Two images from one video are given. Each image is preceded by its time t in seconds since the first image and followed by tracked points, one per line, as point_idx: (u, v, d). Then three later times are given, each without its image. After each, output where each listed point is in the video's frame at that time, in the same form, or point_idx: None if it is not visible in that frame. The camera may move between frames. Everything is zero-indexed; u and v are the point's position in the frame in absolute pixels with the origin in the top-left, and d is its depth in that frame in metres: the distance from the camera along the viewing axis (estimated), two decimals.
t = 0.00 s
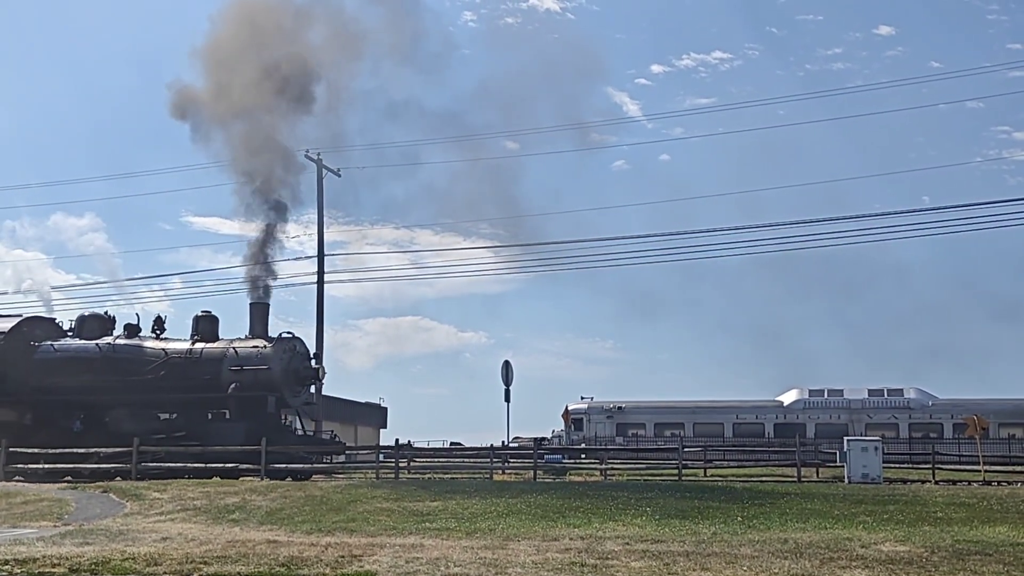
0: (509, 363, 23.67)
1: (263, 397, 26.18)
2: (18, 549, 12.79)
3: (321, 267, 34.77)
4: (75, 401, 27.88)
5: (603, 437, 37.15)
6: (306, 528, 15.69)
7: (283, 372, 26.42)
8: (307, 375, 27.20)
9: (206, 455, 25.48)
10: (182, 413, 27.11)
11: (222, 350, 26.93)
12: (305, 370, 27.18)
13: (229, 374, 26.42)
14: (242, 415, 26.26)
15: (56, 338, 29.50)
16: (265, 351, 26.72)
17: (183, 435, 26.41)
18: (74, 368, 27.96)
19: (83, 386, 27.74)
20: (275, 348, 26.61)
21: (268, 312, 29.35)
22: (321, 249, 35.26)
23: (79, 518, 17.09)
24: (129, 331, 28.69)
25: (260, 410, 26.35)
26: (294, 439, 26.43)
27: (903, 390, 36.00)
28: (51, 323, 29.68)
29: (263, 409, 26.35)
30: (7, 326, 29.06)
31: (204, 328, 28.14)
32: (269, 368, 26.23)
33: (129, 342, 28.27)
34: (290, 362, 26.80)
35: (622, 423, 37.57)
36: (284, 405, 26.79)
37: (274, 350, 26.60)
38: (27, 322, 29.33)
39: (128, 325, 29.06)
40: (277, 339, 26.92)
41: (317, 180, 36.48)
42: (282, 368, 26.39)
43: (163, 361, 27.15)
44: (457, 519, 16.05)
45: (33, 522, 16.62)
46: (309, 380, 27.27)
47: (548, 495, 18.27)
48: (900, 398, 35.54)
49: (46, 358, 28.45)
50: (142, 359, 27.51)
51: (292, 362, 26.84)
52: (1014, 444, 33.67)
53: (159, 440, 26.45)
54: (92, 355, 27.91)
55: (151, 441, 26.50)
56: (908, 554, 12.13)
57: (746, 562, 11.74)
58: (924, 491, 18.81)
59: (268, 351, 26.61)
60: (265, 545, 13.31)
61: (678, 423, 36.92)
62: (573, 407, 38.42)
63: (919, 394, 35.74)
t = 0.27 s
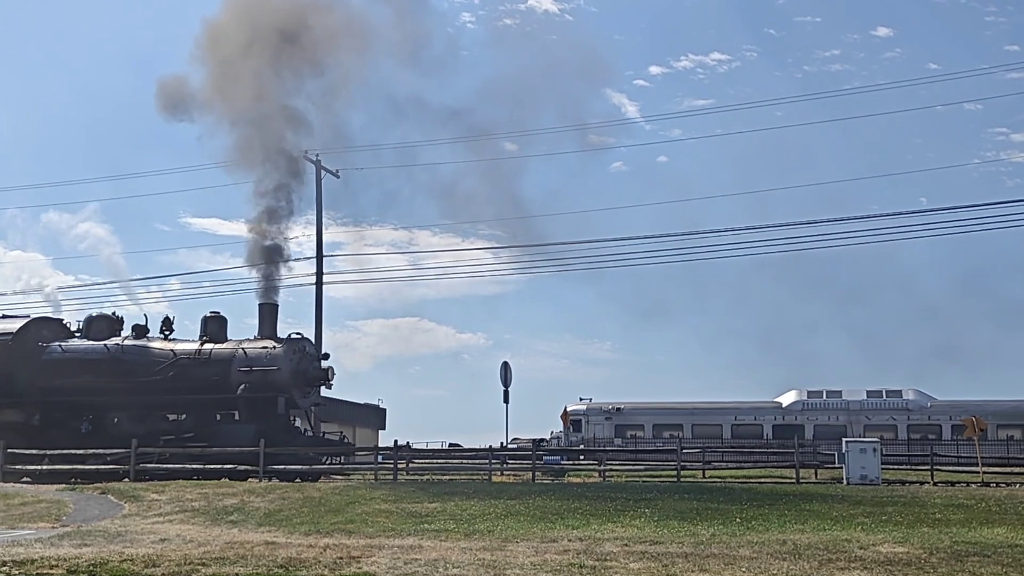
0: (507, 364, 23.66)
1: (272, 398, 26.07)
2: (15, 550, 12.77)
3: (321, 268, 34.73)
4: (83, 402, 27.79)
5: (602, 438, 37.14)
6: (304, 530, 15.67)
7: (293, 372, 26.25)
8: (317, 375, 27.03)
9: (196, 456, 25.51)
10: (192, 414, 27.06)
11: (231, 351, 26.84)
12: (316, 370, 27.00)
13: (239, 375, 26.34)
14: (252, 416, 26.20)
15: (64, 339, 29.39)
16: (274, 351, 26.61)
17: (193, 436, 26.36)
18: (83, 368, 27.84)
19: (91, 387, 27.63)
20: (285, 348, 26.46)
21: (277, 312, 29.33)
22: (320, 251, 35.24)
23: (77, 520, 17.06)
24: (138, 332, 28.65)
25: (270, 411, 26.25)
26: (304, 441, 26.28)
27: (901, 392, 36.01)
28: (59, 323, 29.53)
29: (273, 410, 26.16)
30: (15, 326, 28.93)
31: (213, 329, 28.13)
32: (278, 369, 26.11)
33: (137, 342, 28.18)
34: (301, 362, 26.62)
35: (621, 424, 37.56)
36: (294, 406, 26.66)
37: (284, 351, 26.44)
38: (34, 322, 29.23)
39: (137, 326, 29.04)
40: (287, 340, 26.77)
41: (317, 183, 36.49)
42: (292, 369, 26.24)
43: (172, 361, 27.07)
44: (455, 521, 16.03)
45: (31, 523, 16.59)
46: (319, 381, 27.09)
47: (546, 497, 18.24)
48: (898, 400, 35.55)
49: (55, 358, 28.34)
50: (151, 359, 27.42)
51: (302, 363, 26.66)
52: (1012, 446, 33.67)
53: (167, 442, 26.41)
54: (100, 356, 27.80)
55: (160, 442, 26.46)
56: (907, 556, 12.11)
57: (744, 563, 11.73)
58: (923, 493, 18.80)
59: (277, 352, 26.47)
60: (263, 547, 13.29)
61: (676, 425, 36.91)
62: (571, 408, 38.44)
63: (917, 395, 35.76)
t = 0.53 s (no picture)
0: (506, 365, 23.67)
1: (282, 398, 26.01)
2: (13, 551, 12.75)
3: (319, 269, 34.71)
4: (92, 403, 27.77)
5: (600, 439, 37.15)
6: (302, 531, 15.64)
7: (303, 373, 26.23)
8: (326, 376, 27.04)
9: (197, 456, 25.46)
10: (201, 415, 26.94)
11: (240, 351, 26.77)
12: (325, 371, 27.02)
13: (248, 376, 26.26)
14: (262, 417, 26.13)
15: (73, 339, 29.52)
16: (283, 352, 26.55)
17: (202, 437, 26.22)
18: (93, 369, 27.94)
19: (99, 387, 27.66)
20: (295, 349, 26.44)
21: (286, 313, 29.32)
22: (319, 251, 35.24)
23: (74, 521, 17.02)
24: (146, 333, 28.70)
25: (280, 412, 26.17)
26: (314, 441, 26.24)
27: (899, 393, 36.04)
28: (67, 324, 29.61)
29: (283, 411, 26.17)
30: (23, 326, 29.03)
31: (221, 329, 28.16)
32: (289, 369, 26.07)
33: (146, 343, 28.18)
34: (310, 363, 26.60)
35: (619, 425, 37.57)
36: (304, 406, 26.63)
37: (294, 351, 26.42)
38: (42, 323, 29.33)
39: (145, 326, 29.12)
40: (297, 340, 26.74)
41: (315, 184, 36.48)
42: (302, 369, 26.23)
43: (182, 362, 27.03)
44: (454, 522, 16.01)
45: (28, 525, 16.55)
46: (328, 381, 27.10)
47: (544, 498, 18.23)
48: (897, 400, 35.58)
49: (64, 359, 28.48)
50: (160, 360, 27.40)
51: (312, 363, 26.65)
52: (1010, 446, 33.70)
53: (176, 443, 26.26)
54: (109, 356, 27.87)
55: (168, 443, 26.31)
56: (906, 557, 12.11)
57: (743, 564, 11.72)
58: (920, 493, 18.84)
59: (287, 352, 26.45)
60: (261, 548, 13.27)
61: (675, 425, 36.91)
62: (569, 409, 38.46)
63: (915, 396, 35.79)
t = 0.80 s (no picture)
0: (504, 365, 23.67)
1: (294, 399, 25.86)
2: (10, 552, 12.72)
3: (317, 273, 34.65)
4: (102, 403, 27.75)
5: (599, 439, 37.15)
6: (300, 532, 15.60)
7: (314, 373, 26.05)
8: (338, 377, 26.86)
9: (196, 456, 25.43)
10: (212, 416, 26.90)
11: (252, 351, 26.70)
12: (337, 372, 26.83)
13: (259, 376, 26.19)
14: (273, 417, 26.01)
15: (82, 339, 29.58)
16: (295, 353, 26.41)
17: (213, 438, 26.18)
18: (103, 369, 27.94)
19: (109, 387, 27.67)
20: (306, 349, 26.26)
21: (297, 313, 29.28)
22: (317, 253, 35.20)
23: (72, 521, 16.97)
24: (155, 333, 28.69)
25: (291, 412, 26.03)
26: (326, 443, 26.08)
27: (897, 393, 36.08)
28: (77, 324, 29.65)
29: (294, 411, 26.04)
30: (32, 326, 29.06)
31: (232, 330, 28.14)
32: (300, 369, 25.91)
33: (156, 343, 28.18)
34: (322, 363, 26.42)
35: (617, 426, 37.59)
36: (315, 407, 26.47)
37: (306, 351, 26.25)
38: (51, 323, 29.36)
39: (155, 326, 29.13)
40: (309, 340, 26.58)
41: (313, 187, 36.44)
42: (314, 370, 26.02)
43: (192, 362, 27.05)
44: (452, 522, 15.99)
45: (25, 525, 16.52)
46: (340, 382, 26.91)
47: (543, 498, 18.22)
48: (895, 401, 35.60)
49: (73, 359, 28.46)
50: (170, 360, 27.45)
51: (323, 363, 26.46)
52: (1008, 447, 33.73)
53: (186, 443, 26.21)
54: (119, 356, 27.84)
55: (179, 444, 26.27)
56: (904, 557, 12.11)
57: (741, 565, 11.72)
58: (918, 493, 18.87)
59: (299, 353, 26.30)
60: (259, 548, 13.25)
61: (673, 426, 36.91)
62: (568, 410, 38.50)
63: (913, 397, 35.82)
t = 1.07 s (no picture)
0: (502, 366, 23.69)
1: (306, 399, 25.85)
2: (8, 553, 12.74)
3: (315, 272, 34.68)
4: (114, 403, 27.66)
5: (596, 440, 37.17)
6: (299, 532, 15.62)
7: (326, 373, 26.05)
8: (349, 377, 26.88)
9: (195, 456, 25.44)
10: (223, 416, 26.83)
11: (263, 351, 26.68)
12: (347, 372, 26.86)
13: (271, 376, 26.16)
14: (284, 418, 25.99)
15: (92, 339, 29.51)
16: (306, 353, 26.40)
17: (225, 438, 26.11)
18: (114, 369, 27.84)
19: (120, 388, 27.62)
20: (318, 349, 26.26)
21: (308, 313, 29.30)
22: (316, 254, 35.21)
23: (70, 522, 16.97)
24: (166, 333, 28.60)
25: (302, 412, 26.02)
26: (337, 443, 26.09)
27: (895, 393, 36.13)
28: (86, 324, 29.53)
29: (306, 412, 26.04)
30: (42, 326, 28.97)
31: (243, 330, 28.08)
32: (312, 369, 25.91)
33: (167, 342, 28.07)
34: (333, 363, 26.43)
35: (615, 426, 37.62)
36: (326, 407, 26.48)
37: (317, 351, 26.26)
38: (60, 323, 29.27)
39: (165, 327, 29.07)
40: (320, 340, 26.58)
41: (313, 187, 36.53)
42: (325, 370, 26.03)
43: (203, 362, 26.91)
44: (450, 523, 16.01)
45: (23, 526, 16.52)
46: (350, 382, 26.95)
47: (541, 499, 18.24)
48: (893, 402, 35.63)
49: (84, 360, 28.36)
50: (181, 360, 27.32)
51: (335, 364, 26.47)
52: (1005, 447, 33.77)
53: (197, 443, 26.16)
54: (129, 356, 27.73)
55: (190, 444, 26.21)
56: (902, 557, 12.13)
57: (739, 565, 11.74)
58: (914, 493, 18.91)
59: (310, 353, 26.30)
60: (257, 549, 13.26)
61: (671, 426, 36.93)
62: (566, 411, 38.54)
63: (911, 397, 35.86)
